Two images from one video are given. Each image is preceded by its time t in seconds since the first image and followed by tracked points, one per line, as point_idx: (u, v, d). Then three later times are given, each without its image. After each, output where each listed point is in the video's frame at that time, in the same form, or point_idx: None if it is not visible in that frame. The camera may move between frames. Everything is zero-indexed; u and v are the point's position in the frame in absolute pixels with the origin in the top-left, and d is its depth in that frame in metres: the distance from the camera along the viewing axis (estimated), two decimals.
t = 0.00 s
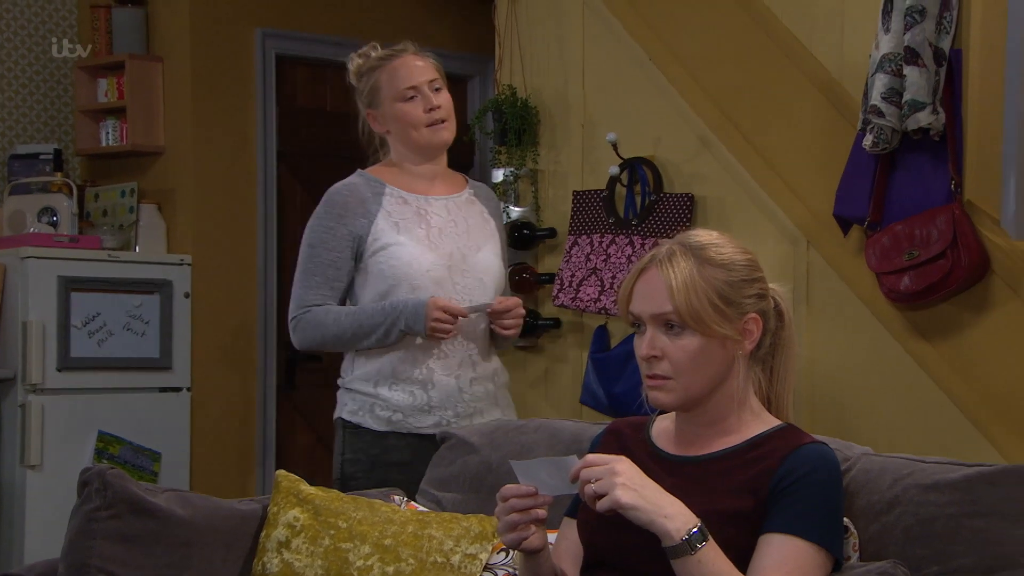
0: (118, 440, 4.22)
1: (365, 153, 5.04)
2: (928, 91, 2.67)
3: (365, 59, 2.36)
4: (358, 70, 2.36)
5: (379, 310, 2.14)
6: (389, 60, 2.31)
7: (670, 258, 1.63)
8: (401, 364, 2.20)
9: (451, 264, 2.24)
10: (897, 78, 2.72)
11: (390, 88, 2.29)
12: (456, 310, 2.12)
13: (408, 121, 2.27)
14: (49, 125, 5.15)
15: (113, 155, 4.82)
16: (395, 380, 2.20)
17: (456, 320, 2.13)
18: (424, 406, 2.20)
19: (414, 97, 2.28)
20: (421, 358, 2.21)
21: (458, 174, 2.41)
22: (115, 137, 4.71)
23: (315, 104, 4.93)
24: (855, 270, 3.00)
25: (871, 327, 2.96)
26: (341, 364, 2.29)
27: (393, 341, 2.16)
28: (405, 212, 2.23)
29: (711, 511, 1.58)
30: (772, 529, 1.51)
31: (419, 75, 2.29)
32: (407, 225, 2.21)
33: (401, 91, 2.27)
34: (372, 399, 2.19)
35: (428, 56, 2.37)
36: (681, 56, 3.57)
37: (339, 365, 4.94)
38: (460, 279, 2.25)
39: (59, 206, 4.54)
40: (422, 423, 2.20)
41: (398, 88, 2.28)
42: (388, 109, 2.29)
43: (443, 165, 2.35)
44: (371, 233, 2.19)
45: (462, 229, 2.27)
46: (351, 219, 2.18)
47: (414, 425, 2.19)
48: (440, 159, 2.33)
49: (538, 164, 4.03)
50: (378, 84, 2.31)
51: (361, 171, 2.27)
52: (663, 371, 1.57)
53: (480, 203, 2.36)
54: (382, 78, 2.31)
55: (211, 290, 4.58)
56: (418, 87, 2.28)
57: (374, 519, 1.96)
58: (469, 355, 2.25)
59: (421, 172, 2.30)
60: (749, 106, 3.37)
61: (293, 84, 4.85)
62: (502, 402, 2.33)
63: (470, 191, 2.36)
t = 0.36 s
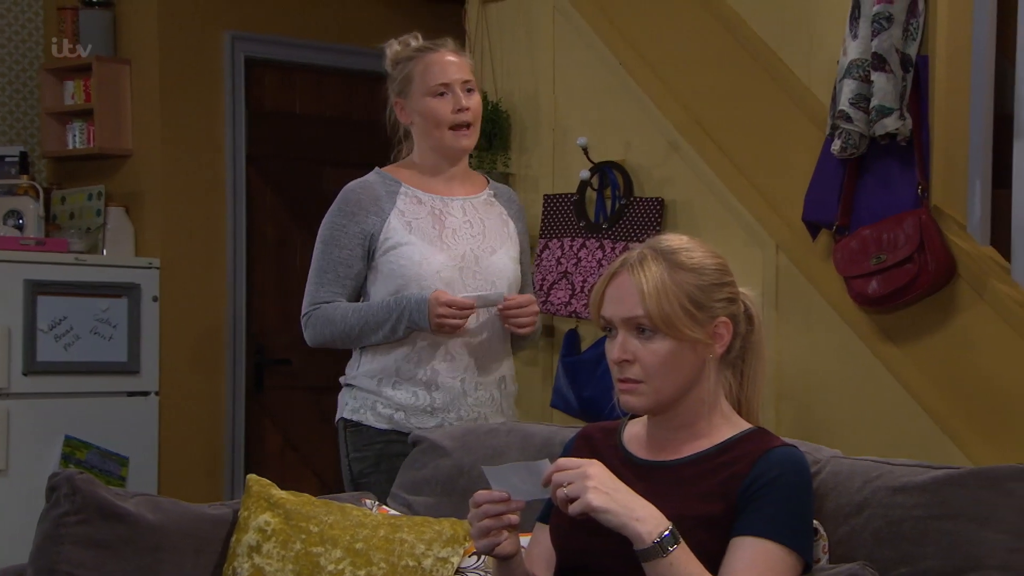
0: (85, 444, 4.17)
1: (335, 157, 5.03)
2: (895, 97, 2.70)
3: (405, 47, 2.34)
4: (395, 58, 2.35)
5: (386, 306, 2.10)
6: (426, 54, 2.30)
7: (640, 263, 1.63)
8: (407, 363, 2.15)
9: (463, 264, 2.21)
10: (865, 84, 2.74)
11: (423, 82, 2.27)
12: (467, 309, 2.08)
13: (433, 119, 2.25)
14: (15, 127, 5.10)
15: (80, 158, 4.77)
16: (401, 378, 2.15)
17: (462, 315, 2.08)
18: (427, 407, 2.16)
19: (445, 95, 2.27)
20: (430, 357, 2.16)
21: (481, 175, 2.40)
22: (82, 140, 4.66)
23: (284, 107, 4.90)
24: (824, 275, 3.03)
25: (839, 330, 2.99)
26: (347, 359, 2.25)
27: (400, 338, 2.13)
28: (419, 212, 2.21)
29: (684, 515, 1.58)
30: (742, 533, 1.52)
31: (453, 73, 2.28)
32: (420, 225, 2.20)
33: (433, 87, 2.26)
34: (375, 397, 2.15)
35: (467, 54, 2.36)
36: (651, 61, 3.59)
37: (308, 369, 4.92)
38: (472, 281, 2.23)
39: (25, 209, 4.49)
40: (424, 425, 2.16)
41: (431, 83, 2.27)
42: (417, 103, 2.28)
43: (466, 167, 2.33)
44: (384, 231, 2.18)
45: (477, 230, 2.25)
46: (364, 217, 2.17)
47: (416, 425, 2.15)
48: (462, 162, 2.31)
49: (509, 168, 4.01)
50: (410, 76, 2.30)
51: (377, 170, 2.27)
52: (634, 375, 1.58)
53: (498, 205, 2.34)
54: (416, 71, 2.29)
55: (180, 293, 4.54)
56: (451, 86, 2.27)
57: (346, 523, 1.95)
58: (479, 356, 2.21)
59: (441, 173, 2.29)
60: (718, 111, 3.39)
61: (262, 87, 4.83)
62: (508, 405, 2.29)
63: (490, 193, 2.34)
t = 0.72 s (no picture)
0: (56, 448, 4.14)
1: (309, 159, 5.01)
2: (867, 101, 2.72)
3: (422, 48, 2.34)
4: (408, 58, 2.34)
5: (385, 323, 2.13)
6: (444, 53, 2.29)
7: (616, 266, 1.64)
8: (419, 378, 2.17)
9: (472, 280, 2.20)
10: (837, 88, 2.74)
11: (441, 82, 2.26)
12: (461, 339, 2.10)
13: (453, 117, 2.23)
14: None
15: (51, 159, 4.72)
16: (414, 394, 2.18)
17: (458, 346, 2.11)
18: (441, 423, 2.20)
19: (465, 94, 2.26)
20: (443, 374, 2.19)
21: (492, 180, 2.37)
22: (53, 141, 4.61)
23: (257, 109, 4.87)
24: (796, 277, 3.06)
25: (811, 332, 3.02)
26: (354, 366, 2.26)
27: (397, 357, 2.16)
28: (430, 223, 2.20)
29: (664, 518, 1.59)
30: (717, 535, 1.53)
31: (472, 74, 2.27)
32: (430, 238, 2.18)
33: (452, 87, 2.25)
34: (389, 411, 2.17)
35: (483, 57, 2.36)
36: (626, 65, 3.59)
37: (282, 372, 4.89)
38: (479, 295, 2.21)
39: None
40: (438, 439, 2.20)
41: (450, 83, 2.26)
42: (434, 102, 2.26)
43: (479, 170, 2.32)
44: (393, 242, 2.17)
45: (487, 242, 2.23)
46: (373, 225, 2.16)
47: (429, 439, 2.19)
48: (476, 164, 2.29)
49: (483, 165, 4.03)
50: (428, 75, 2.29)
51: (390, 173, 2.25)
52: (610, 378, 1.59)
53: (508, 213, 2.32)
54: (434, 70, 2.28)
55: (152, 295, 4.51)
56: (471, 85, 2.26)
57: (321, 527, 1.94)
58: (490, 375, 2.25)
59: (455, 175, 2.27)
60: (691, 114, 3.41)
61: (235, 88, 4.80)
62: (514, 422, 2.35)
63: (501, 200, 2.32)
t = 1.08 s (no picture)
0: (30, 454, 4.11)
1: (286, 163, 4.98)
2: (843, 107, 2.74)
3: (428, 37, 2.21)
4: (409, 50, 2.22)
5: (435, 315, 1.96)
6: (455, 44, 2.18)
7: (607, 266, 1.65)
8: (452, 374, 2.12)
9: (498, 268, 2.10)
10: (813, 94, 2.76)
11: (458, 72, 2.15)
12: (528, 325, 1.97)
13: (470, 110, 2.14)
14: None
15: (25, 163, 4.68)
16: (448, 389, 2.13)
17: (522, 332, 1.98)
18: (474, 418, 2.16)
19: (480, 86, 2.16)
20: (474, 367, 2.13)
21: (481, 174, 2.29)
22: (28, 146, 4.56)
23: (233, 114, 4.84)
24: (773, 282, 3.08)
25: (788, 337, 3.05)
26: (371, 366, 2.19)
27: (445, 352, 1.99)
28: (452, 214, 2.07)
29: (643, 525, 1.58)
30: (697, 541, 1.52)
31: (487, 66, 2.18)
32: (456, 228, 2.06)
33: (470, 79, 2.15)
34: (421, 409, 2.12)
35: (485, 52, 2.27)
36: (605, 73, 3.60)
37: (259, 378, 4.86)
38: (504, 284, 2.11)
39: None
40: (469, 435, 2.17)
41: (467, 74, 2.15)
42: (450, 93, 2.14)
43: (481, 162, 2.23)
44: (421, 234, 2.02)
45: (503, 231, 2.14)
46: (401, 218, 2.01)
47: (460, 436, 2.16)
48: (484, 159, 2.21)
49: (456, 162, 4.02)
50: (440, 66, 2.16)
51: (397, 167, 2.11)
52: (597, 375, 1.60)
53: (505, 202, 2.24)
54: (447, 60, 2.16)
55: (128, 301, 4.48)
56: (487, 78, 2.16)
57: (300, 532, 1.93)
58: (515, 365, 2.22)
59: (466, 171, 2.17)
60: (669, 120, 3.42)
61: (211, 93, 4.78)
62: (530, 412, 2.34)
63: (497, 191, 2.24)
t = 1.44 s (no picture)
0: (8, 462, 4.12)
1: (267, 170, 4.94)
2: (825, 116, 2.76)
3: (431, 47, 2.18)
4: (412, 58, 2.19)
5: (445, 323, 1.95)
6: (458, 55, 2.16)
7: (593, 269, 1.67)
8: (457, 380, 2.11)
9: (502, 273, 2.06)
10: (795, 103, 2.79)
11: (462, 83, 2.13)
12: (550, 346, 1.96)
13: (475, 121, 2.12)
14: None
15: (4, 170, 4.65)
16: (453, 394, 2.11)
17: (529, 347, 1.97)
18: (478, 424, 2.15)
19: (484, 97, 2.14)
20: (479, 373, 2.12)
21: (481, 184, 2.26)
22: (6, 153, 4.53)
23: (215, 121, 4.83)
24: (756, 290, 3.10)
25: (770, 344, 3.07)
26: (370, 374, 2.16)
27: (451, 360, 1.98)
28: (457, 218, 2.05)
29: (627, 532, 1.58)
30: (682, 547, 1.52)
31: (491, 79, 2.16)
32: (461, 232, 2.03)
33: (475, 90, 2.13)
34: (425, 416, 2.11)
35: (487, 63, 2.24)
36: (588, 81, 3.61)
37: (241, 386, 4.83)
38: (507, 291, 2.08)
39: None
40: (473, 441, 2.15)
41: (472, 86, 2.13)
42: (454, 104, 2.12)
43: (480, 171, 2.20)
44: (427, 238, 1.99)
45: (505, 237, 2.11)
46: (406, 220, 1.98)
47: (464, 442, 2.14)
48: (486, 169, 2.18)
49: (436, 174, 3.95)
50: (444, 76, 2.14)
51: (402, 170, 2.07)
52: (573, 370, 1.62)
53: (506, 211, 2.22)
54: (451, 71, 2.14)
55: (109, 308, 4.46)
56: (491, 89, 2.14)
57: (284, 540, 1.92)
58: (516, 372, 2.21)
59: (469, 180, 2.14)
60: (652, 128, 3.43)
61: (193, 101, 4.77)
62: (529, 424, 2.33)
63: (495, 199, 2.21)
